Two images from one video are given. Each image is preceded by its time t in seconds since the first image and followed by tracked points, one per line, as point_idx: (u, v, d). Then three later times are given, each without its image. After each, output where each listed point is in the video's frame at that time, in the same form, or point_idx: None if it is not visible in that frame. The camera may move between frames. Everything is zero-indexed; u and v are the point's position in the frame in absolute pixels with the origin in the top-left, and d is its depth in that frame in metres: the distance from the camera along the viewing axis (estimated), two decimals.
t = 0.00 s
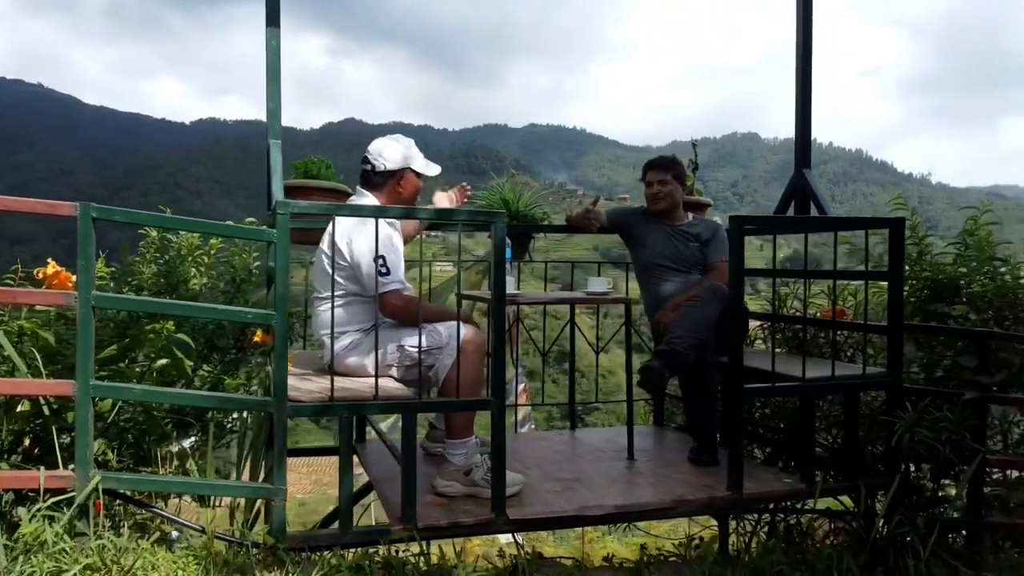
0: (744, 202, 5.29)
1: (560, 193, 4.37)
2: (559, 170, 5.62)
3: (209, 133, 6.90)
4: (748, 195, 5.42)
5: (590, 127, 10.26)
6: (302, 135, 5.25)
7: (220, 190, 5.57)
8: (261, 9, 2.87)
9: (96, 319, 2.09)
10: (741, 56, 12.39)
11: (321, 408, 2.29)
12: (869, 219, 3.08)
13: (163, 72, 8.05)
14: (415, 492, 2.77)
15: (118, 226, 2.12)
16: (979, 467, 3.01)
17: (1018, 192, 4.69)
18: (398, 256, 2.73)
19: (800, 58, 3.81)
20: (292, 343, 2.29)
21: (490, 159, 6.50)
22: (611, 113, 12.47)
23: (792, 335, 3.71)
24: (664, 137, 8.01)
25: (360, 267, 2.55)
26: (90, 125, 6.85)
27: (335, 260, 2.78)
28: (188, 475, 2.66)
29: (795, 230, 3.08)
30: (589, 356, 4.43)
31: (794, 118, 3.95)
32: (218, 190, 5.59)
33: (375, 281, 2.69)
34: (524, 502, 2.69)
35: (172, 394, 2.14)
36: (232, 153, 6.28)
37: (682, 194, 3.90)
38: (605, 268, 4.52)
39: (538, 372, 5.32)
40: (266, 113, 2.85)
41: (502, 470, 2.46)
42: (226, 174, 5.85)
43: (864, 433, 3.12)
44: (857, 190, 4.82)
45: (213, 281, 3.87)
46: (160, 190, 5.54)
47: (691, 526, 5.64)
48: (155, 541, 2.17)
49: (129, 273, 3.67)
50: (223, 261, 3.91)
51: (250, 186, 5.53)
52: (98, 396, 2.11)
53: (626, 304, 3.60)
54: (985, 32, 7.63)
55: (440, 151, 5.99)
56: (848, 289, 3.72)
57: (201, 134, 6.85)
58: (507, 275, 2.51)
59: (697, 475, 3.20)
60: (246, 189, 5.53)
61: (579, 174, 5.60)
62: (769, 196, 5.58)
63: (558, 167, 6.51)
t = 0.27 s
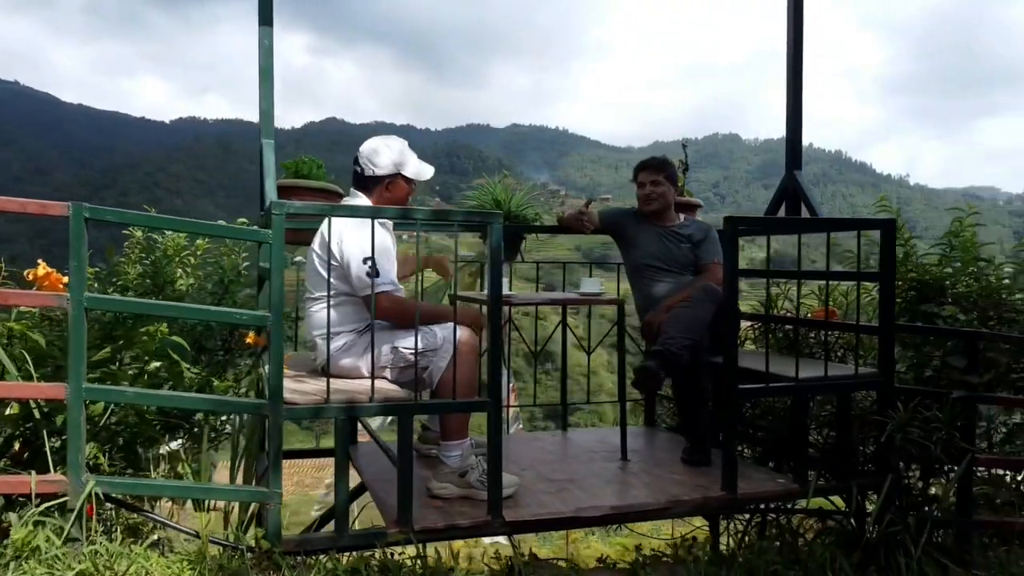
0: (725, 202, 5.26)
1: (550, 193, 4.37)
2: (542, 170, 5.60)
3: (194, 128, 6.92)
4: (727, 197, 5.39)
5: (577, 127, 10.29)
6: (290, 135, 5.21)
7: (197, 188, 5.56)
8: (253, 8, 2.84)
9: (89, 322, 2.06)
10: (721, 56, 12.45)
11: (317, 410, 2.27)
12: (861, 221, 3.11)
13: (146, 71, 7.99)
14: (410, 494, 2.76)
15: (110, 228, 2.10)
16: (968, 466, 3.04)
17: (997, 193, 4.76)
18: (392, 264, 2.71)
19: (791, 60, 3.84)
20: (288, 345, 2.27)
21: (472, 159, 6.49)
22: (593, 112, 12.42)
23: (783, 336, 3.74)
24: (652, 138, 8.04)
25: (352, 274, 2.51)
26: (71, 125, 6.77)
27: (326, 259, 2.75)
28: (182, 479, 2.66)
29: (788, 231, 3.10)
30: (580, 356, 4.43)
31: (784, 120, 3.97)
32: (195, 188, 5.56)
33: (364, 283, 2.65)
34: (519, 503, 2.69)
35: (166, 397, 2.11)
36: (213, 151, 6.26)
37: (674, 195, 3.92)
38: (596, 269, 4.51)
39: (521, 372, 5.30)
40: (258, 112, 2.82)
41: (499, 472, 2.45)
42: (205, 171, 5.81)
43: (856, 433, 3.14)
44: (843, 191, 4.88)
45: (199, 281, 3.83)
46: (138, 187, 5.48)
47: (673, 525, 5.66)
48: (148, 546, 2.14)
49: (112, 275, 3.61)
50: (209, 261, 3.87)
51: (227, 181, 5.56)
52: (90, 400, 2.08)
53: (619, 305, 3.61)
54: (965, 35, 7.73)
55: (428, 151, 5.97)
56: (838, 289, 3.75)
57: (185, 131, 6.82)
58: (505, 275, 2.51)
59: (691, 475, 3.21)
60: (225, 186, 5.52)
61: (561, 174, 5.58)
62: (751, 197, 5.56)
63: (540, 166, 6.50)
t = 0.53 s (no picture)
0: (706, 203, 5.26)
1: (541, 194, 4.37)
2: (528, 171, 5.61)
3: (173, 128, 7.11)
4: (708, 196, 5.37)
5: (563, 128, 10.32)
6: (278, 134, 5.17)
7: (176, 187, 5.80)
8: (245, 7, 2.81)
9: (81, 324, 2.03)
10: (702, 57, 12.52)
11: (313, 412, 2.25)
12: (853, 222, 3.13)
13: (128, 71, 8.28)
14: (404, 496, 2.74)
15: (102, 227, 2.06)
16: (958, 465, 3.07)
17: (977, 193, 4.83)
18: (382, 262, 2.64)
19: (781, 62, 3.87)
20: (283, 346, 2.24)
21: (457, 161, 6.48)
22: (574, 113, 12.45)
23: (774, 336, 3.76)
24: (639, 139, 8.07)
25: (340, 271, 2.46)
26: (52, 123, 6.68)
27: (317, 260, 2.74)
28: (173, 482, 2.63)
29: (782, 232, 3.12)
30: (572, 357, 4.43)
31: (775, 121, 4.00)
32: (175, 187, 5.81)
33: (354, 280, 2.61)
34: (515, 505, 2.68)
35: (160, 400, 2.07)
36: (193, 151, 6.46)
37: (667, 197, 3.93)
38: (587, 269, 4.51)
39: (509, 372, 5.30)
40: (250, 111, 2.80)
41: (496, 474, 2.43)
42: (185, 172, 6.06)
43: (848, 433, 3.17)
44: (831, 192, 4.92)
45: (186, 281, 3.80)
46: (116, 187, 5.59)
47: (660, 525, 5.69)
48: (141, 551, 2.11)
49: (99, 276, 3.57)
50: (196, 260, 3.84)
51: (207, 182, 5.85)
52: (82, 403, 2.04)
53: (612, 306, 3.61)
54: (946, 38, 7.85)
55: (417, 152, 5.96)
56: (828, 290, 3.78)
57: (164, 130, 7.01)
58: (501, 277, 2.50)
59: (685, 476, 3.21)
60: (204, 186, 5.79)
61: (545, 174, 5.58)
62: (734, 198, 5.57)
63: (523, 167, 6.51)
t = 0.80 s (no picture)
0: (695, 203, 5.26)
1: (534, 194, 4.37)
2: (519, 171, 5.60)
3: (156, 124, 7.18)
4: (697, 196, 5.37)
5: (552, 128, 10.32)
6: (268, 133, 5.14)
7: (157, 185, 6.12)
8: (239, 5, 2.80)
9: (75, 324, 2.00)
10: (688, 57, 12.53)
11: (311, 413, 2.24)
12: (847, 223, 3.15)
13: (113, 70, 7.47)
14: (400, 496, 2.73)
15: (96, 226, 2.04)
16: (948, 464, 3.10)
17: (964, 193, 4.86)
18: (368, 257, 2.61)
19: (775, 63, 3.89)
20: (279, 346, 2.23)
21: (441, 160, 6.47)
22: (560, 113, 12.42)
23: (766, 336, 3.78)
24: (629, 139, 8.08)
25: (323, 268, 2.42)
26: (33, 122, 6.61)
27: (306, 259, 2.72)
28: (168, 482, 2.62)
29: (776, 232, 3.14)
30: (565, 358, 4.42)
31: (768, 122, 4.02)
32: (156, 184, 6.13)
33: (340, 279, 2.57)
34: (511, 505, 2.67)
35: (155, 401, 2.05)
36: (176, 150, 6.72)
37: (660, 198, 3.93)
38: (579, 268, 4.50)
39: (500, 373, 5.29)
40: (244, 109, 2.78)
41: (493, 475, 2.43)
42: (167, 170, 6.33)
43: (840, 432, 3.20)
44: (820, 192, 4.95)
45: (175, 281, 3.77)
46: (100, 186, 5.91)
47: (652, 525, 5.69)
48: (136, 552, 2.09)
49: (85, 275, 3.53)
50: (186, 260, 3.81)
51: (188, 181, 6.18)
52: (76, 404, 2.01)
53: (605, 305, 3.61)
54: (933, 40, 7.93)
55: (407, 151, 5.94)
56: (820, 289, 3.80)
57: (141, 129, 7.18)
58: (497, 277, 2.49)
59: (680, 475, 3.22)
60: (187, 185, 6.11)
61: (533, 173, 5.58)
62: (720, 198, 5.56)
63: (510, 166, 6.50)
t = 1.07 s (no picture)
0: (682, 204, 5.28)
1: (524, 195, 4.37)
2: (506, 172, 5.59)
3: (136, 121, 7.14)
4: (684, 197, 5.40)
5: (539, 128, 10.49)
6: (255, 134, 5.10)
7: (139, 185, 6.21)
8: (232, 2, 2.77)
9: (69, 325, 1.97)
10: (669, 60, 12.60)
11: (309, 414, 2.22)
12: (840, 223, 3.18)
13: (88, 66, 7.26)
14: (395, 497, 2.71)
15: (91, 225, 2.01)
16: (939, 462, 3.14)
17: (945, 194, 4.93)
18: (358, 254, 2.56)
19: (766, 64, 3.91)
20: (276, 347, 2.21)
21: (423, 161, 6.47)
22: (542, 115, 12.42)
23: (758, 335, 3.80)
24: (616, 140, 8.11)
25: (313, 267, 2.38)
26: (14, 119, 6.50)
27: (296, 258, 2.69)
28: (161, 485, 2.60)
29: (771, 232, 3.15)
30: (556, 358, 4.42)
31: (759, 123, 4.04)
32: (138, 185, 6.21)
33: (329, 278, 2.52)
34: (508, 505, 2.67)
35: (151, 402, 2.03)
36: (156, 149, 6.79)
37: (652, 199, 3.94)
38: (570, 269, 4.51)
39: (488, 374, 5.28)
40: (237, 107, 2.76)
41: (491, 475, 2.42)
42: (145, 169, 6.41)
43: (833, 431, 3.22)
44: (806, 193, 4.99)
45: (162, 281, 3.75)
46: (76, 186, 5.90)
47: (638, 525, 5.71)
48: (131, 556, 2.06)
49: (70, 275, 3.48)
50: (174, 258, 3.81)
51: (169, 182, 6.36)
52: (70, 406, 1.98)
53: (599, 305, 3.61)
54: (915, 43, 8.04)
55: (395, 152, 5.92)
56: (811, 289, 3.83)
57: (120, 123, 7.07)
58: (495, 276, 2.48)
59: (674, 474, 3.23)
60: (167, 185, 6.35)
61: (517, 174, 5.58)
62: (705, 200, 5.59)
63: (497, 168, 6.50)
